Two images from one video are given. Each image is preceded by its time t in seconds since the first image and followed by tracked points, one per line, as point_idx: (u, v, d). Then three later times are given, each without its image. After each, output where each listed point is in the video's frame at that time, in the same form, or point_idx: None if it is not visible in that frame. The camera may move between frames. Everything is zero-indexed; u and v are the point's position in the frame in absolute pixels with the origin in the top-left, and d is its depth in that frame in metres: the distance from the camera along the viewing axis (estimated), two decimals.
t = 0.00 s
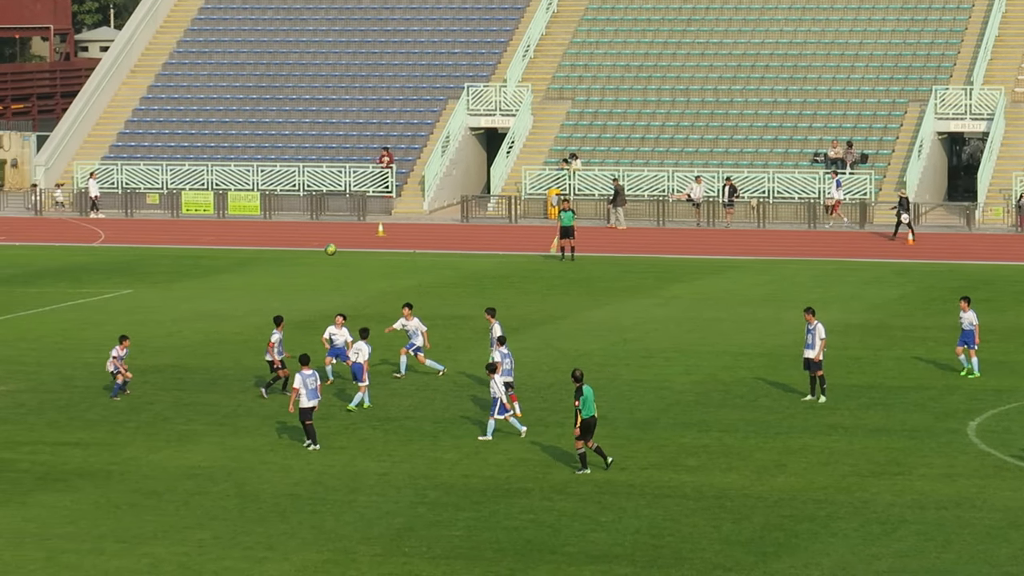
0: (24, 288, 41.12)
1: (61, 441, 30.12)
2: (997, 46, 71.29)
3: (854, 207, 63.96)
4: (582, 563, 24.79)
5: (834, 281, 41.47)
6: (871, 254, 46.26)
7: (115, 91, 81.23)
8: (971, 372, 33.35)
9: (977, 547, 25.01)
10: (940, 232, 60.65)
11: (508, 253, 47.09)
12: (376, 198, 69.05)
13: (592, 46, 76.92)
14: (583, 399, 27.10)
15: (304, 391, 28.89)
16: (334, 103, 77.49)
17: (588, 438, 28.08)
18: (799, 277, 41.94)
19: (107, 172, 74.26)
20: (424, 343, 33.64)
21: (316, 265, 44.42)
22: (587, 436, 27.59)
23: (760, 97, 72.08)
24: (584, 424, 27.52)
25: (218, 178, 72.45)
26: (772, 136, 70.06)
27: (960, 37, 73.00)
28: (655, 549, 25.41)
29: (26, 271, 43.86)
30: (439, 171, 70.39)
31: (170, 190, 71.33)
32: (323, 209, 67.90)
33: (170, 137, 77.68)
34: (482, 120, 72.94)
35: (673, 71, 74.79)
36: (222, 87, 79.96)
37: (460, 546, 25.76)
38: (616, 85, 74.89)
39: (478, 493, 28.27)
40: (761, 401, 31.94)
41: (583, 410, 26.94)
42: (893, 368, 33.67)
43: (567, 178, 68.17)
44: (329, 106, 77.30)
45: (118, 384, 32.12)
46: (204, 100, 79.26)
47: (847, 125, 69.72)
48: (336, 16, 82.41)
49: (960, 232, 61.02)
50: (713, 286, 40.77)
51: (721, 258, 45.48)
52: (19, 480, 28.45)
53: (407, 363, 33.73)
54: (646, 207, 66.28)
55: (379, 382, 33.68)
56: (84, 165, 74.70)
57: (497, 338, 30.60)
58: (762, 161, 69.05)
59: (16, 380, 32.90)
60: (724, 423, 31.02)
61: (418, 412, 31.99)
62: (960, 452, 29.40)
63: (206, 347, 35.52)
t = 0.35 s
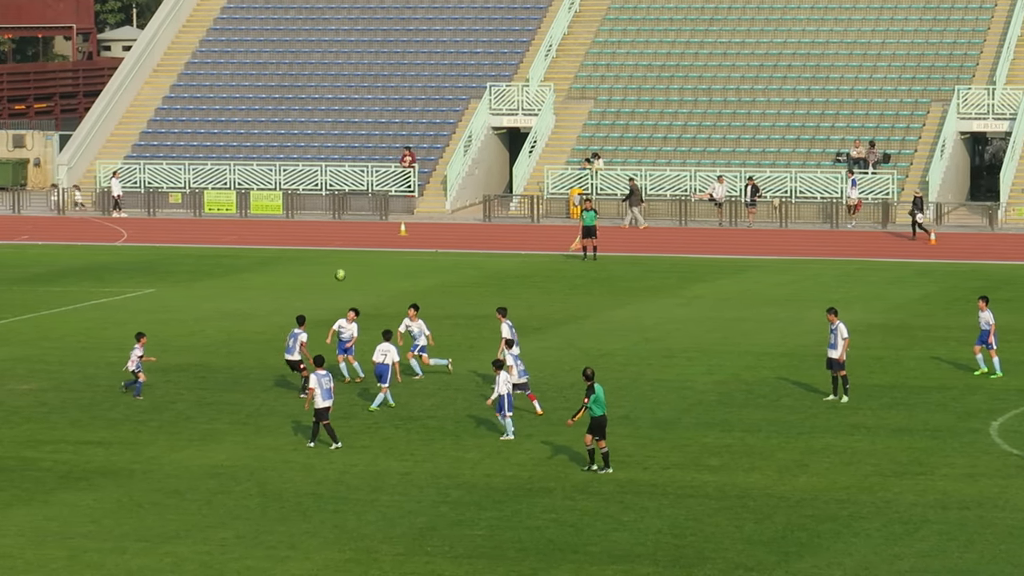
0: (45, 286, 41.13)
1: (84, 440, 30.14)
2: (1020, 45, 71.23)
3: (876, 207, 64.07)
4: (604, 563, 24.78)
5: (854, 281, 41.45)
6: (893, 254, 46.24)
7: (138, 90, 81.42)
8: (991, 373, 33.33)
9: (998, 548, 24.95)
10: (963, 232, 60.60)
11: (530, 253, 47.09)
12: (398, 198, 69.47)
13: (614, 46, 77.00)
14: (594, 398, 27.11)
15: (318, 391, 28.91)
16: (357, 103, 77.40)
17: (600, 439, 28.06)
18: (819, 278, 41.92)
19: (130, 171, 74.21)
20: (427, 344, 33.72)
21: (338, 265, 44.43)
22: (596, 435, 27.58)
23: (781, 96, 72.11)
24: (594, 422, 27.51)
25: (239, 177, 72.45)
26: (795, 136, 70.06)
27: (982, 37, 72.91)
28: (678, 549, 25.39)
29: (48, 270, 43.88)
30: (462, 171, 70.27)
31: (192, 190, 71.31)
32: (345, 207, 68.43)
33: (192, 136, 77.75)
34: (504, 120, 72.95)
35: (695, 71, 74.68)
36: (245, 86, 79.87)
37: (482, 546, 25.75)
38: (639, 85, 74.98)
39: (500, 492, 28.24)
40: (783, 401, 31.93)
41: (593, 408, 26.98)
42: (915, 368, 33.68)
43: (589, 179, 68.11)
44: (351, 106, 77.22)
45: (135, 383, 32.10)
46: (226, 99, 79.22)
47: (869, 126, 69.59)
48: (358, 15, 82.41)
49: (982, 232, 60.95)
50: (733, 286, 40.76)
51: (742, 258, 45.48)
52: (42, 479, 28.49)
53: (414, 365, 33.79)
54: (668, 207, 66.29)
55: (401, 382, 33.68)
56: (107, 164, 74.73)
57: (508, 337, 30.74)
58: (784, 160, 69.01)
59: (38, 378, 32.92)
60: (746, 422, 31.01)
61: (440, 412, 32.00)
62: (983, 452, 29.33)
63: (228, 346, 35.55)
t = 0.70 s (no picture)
0: (63, 286, 41.16)
1: (102, 439, 30.16)
2: None
3: (894, 206, 64.12)
4: (622, 563, 24.77)
5: (870, 281, 41.42)
6: (911, 254, 46.22)
7: (157, 90, 81.61)
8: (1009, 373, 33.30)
9: (1017, 548, 24.91)
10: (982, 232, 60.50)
11: (549, 252, 47.08)
12: (416, 198, 69.46)
13: (632, 47, 77.06)
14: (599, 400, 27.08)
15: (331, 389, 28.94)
16: (375, 102, 77.34)
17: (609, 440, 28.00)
18: (837, 277, 41.90)
19: (148, 170, 74.23)
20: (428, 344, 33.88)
21: (355, 264, 44.43)
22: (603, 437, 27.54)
23: (800, 96, 72.11)
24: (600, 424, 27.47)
25: (258, 176, 72.44)
26: (813, 135, 70.03)
27: (1001, 36, 72.86)
28: (696, 549, 25.35)
29: (66, 269, 43.92)
30: (481, 170, 70.33)
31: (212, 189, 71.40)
32: (364, 207, 68.92)
33: (211, 136, 77.77)
34: (522, 119, 72.98)
35: (714, 70, 74.64)
36: (263, 86, 79.93)
37: (500, 545, 25.73)
38: (658, 84, 74.95)
39: (518, 492, 28.22)
40: (802, 401, 31.92)
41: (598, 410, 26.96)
42: (934, 368, 33.66)
43: (608, 178, 68.16)
44: (369, 105, 77.16)
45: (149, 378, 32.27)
46: (245, 99, 79.29)
47: (887, 125, 69.48)
48: (377, 14, 82.49)
49: (1002, 232, 60.87)
50: (750, 285, 40.75)
51: (761, 258, 45.47)
52: (60, 477, 28.52)
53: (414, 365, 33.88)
54: (685, 206, 66.21)
55: (419, 381, 33.69)
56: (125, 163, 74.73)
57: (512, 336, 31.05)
58: (803, 160, 68.98)
59: (56, 377, 32.96)
60: (765, 422, 30.99)
61: (458, 411, 32.00)
62: (1001, 452, 29.29)
63: (245, 345, 35.57)
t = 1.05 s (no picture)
0: (82, 286, 41.19)
1: (122, 438, 30.18)
2: None
3: (915, 205, 64.22)
4: (641, 562, 24.74)
5: (889, 281, 41.39)
6: (930, 253, 46.24)
7: (177, 88, 81.68)
8: None
9: None
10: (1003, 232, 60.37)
11: (569, 252, 47.06)
12: (436, 197, 69.45)
13: (652, 46, 77.07)
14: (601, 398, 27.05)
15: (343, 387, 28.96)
16: (394, 101, 77.29)
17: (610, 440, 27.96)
18: (856, 277, 41.90)
19: (168, 169, 74.14)
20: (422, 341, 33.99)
21: (375, 263, 44.45)
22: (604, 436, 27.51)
23: (819, 96, 72.09)
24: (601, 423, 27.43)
25: (277, 175, 72.31)
26: (834, 134, 70.03)
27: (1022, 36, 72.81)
28: (716, 548, 25.30)
29: (85, 269, 43.98)
30: (500, 169, 70.24)
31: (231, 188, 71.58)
32: (383, 206, 68.40)
33: (231, 134, 77.74)
34: (541, 120, 72.67)
35: (733, 69, 74.65)
36: (283, 85, 80.00)
37: (520, 544, 25.69)
38: (677, 83, 74.83)
39: (538, 491, 28.19)
40: (821, 400, 31.90)
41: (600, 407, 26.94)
42: (953, 367, 33.65)
43: (627, 177, 68.02)
44: (389, 104, 77.15)
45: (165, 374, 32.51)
46: (265, 98, 79.38)
47: (907, 124, 69.42)
48: (397, 13, 82.58)
49: None
50: (769, 285, 40.76)
51: (781, 257, 45.48)
52: (80, 476, 28.52)
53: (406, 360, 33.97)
54: (705, 206, 66.01)
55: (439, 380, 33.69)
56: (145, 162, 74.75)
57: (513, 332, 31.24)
58: (822, 159, 68.96)
59: (76, 377, 33.00)
60: (784, 422, 30.96)
61: (478, 411, 32.00)
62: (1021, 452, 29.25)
63: (264, 344, 35.58)
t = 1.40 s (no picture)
0: (109, 286, 41.22)
1: (150, 437, 30.18)
2: None
3: (942, 205, 64.41)
4: (668, 561, 24.72)
5: (916, 280, 41.38)
6: (958, 253, 46.21)
7: (203, 88, 81.46)
8: None
9: None
10: None
11: (597, 251, 46.95)
12: (462, 197, 69.50)
13: (678, 46, 76.82)
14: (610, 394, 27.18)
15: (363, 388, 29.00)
16: (421, 101, 77.02)
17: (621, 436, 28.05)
18: (881, 276, 41.89)
19: (195, 168, 73.76)
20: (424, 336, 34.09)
21: (402, 263, 44.41)
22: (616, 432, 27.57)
23: (845, 96, 71.88)
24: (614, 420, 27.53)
25: (305, 175, 71.91)
26: (859, 134, 69.72)
27: None
28: (743, 548, 25.28)
29: (112, 268, 44.01)
30: (526, 169, 70.01)
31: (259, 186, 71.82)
32: (409, 206, 69.03)
33: (257, 134, 77.44)
34: (569, 119, 72.78)
35: (761, 69, 74.52)
36: (311, 84, 79.69)
37: (547, 544, 25.67)
38: (704, 83, 74.59)
39: (566, 491, 28.15)
40: (848, 400, 31.89)
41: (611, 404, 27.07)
42: (980, 367, 33.63)
43: (653, 177, 67.87)
44: (416, 104, 76.94)
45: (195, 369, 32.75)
46: (292, 97, 79.29)
47: (934, 124, 69.22)
48: (425, 12, 82.59)
49: None
50: (796, 284, 40.78)
51: (808, 257, 45.46)
52: (108, 475, 28.52)
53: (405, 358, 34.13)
54: (731, 205, 66.08)
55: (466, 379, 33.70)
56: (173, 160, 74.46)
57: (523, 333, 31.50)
58: (848, 159, 68.77)
59: (104, 376, 33.02)
60: (811, 421, 30.94)
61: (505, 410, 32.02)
62: None
63: (291, 343, 35.60)
